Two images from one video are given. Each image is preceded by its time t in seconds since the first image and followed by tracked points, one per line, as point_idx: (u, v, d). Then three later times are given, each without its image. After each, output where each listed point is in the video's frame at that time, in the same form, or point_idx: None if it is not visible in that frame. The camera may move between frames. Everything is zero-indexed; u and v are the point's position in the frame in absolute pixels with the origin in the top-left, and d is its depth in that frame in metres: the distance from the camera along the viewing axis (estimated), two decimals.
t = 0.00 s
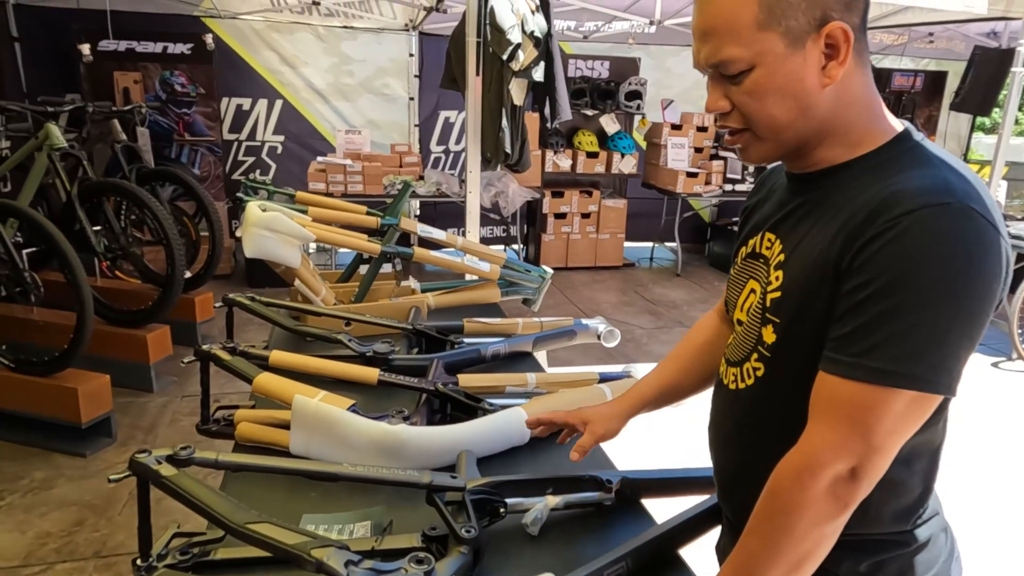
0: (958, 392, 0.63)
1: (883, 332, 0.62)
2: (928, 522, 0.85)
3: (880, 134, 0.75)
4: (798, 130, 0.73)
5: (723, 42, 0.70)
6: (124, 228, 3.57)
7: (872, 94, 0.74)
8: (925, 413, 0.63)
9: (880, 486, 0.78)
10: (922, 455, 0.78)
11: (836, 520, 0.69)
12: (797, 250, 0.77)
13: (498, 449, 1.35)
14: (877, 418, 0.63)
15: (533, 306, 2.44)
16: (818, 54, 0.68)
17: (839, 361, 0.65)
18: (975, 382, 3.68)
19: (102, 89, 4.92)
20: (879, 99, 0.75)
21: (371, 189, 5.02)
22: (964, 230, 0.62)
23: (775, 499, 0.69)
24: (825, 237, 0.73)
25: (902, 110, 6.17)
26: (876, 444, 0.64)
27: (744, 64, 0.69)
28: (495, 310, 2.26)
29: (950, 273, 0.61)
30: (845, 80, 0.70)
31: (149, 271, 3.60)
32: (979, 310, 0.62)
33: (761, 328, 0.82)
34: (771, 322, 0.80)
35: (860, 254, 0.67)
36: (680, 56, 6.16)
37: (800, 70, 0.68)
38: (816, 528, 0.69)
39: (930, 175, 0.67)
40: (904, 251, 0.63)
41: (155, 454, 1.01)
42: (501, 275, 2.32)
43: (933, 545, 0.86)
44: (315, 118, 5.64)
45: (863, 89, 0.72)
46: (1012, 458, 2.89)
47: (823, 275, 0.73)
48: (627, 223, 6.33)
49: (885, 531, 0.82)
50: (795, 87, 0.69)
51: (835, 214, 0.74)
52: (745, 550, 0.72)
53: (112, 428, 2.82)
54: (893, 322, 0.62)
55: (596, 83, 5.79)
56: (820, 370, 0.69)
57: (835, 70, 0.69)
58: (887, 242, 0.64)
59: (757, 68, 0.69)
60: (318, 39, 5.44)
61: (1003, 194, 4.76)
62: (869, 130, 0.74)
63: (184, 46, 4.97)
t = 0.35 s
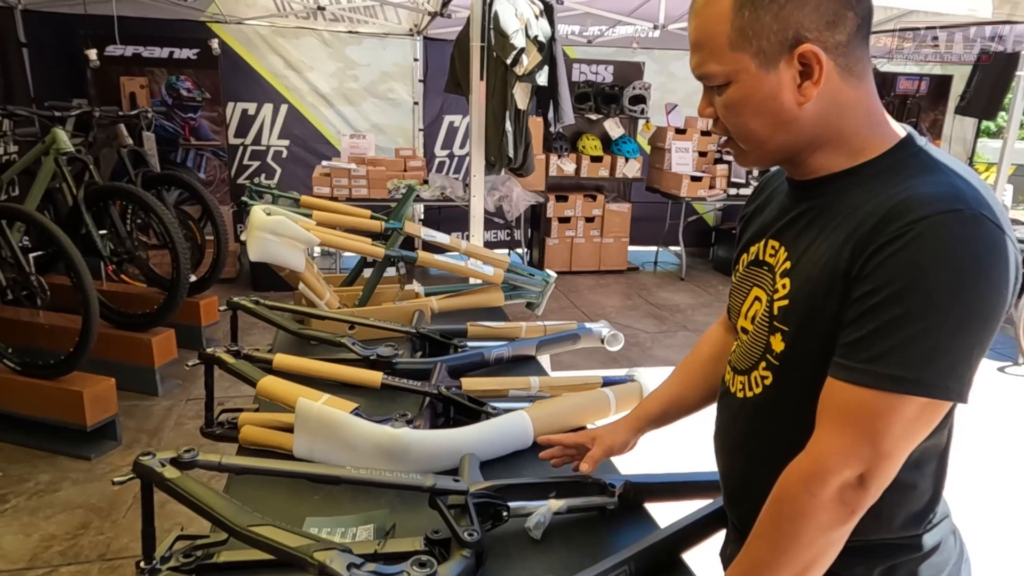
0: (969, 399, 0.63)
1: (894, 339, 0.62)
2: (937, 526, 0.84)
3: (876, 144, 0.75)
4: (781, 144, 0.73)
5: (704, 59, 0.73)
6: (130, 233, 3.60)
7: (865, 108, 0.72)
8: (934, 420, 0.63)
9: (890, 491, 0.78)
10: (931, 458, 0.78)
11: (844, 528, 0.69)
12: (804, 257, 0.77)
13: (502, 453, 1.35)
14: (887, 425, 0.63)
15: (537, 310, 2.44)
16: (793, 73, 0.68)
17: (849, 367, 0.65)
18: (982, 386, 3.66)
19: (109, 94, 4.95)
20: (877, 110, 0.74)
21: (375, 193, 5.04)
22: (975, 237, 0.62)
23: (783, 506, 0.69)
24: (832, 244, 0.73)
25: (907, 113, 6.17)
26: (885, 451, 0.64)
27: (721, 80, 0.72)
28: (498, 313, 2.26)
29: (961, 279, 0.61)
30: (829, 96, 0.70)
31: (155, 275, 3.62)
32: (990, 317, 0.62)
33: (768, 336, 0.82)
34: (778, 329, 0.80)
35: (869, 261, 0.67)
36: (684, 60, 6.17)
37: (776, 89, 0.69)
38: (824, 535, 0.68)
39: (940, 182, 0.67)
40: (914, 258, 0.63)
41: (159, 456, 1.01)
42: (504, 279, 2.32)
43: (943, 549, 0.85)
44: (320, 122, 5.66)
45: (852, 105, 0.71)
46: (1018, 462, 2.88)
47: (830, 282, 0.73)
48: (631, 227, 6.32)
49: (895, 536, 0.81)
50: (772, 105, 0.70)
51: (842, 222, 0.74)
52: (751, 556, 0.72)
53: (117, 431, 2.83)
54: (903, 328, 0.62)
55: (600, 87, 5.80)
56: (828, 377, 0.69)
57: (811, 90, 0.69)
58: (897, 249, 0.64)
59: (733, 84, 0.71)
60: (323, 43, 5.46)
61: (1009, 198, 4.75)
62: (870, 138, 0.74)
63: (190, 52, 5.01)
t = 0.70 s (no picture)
0: (976, 406, 0.63)
1: (901, 345, 0.62)
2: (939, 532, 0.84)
3: (884, 147, 0.74)
4: (784, 140, 0.74)
5: (715, 48, 0.74)
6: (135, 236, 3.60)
7: (875, 111, 0.72)
8: (941, 427, 0.63)
9: (893, 498, 0.77)
10: (934, 465, 0.78)
11: (848, 534, 0.68)
12: (810, 260, 0.77)
13: (504, 456, 1.35)
14: (893, 431, 0.63)
15: (540, 313, 2.42)
16: (798, 70, 0.69)
17: (856, 371, 0.64)
18: (988, 391, 3.64)
19: (115, 98, 4.98)
20: (889, 113, 0.73)
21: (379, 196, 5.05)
22: (984, 243, 0.61)
23: (787, 512, 0.68)
24: (840, 247, 0.73)
25: (912, 116, 6.15)
26: (891, 457, 0.64)
27: (728, 70, 0.73)
28: (501, 316, 2.26)
29: (971, 285, 0.61)
30: (836, 96, 0.70)
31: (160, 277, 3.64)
32: (998, 323, 0.61)
33: (772, 338, 0.81)
34: (784, 332, 0.79)
35: (878, 265, 0.67)
36: (687, 64, 6.17)
37: (778, 83, 0.70)
38: (828, 541, 0.68)
39: (950, 185, 0.67)
40: (923, 262, 0.63)
41: (162, 458, 1.02)
42: (508, 281, 2.32)
43: (945, 554, 0.85)
44: (325, 125, 5.68)
45: (860, 106, 0.71)
46: None
47: (836, 285, 0.72)
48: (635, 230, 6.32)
49: (896, 542, 0.81)
50: (774, 99, 0.71)
51: (849, 225, 0.73)
52: (754, 562, 0.72)
53: (121, 434, 2.83)
54: (912, 334, 0.61)
55: (603, 91, 5.81)
56: (834, 381, 0.69)
57: (815, 88, 0.69)
58: (908, 253, 0.64)
59: (738, 75, 0.72)
60: (328, 47, 5.47)
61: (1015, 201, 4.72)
62: (879, 140, 0.74)
63: (195, 55, 5.03)
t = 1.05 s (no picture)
0: (981, 411, 0.63)
1: (907, 349, 0.62)
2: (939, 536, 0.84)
3: (893, 148, 0.74)
4: (790, 136, 0.74)
5: (726, 44, 0.75)
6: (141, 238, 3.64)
7: (883, 111, 0.71)
8: (946, 431, 0.63)
9: (892, 502, 0.77)
10: (934, 470, 0.77)
11: (850, 537, 0.68)
12: (816, 261, 0.77)
13: (506, 457, 1.35)
14: (898, 436, 0.62)
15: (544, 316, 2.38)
16: (804, 66, 0.69)
17: (860, 375, 0.64)
18: (994, 394, 3.62)
19: (121, 101, 5.01)
20: (898, 114, 0.73)
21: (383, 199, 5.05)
22: (992, 248, 0.61)
23: (791, 515, 0.68)
24: (845, 250, 0.73)
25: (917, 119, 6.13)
26: (896, 461, 0.63)
27: (737, 66, 0.74)
28: (504, 318, 2.27)
29: (977, 291, 0.60)
30: (842, 95, 0.70)
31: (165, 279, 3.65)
32: (1004, 329, 0.61)
33: (776, 338, 0.81)
34: (787, 333, 0.79)
35: (884, 268, 0.67)
36: (692, 67, 6.17)
37: (783, 80, 0.70)
38: (831, 544, 0.68)
39: (957, 188, 0.67)
40: (930, 266, 0.62)
41: (166, 457, 1.02)
42: (511, 284, 2.32)
43: (944, 558, 0.85)
44: (329, 128, 5.70)
45: (866, 106, 0.70)
46: None
47: (841, 287, 0.72)
48: (639, 233, 6.32)
49: (893, 545, 0.81)
50: (780, 95, 0.71)
51: (855, 227, 0.73)
52: (756, 563, 0.72)
53: (126, 435, 2.85)
54: (917, 339, 0.61)
55: (607, 94, 5.82)
56: (837, 383, 0.68)
57: (820, 85, 0.69)
58: (914, 256, 0.64)
59: (746, 71, 0.73)
60: (333, 51, 5.50)
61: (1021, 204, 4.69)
62: (885, 142, 0.73)
63: (202, 59, 5.04)
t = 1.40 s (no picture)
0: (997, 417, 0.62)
1: (921, 355, 0.61)
2: (949, 538, 0.84)
3: (910, 148, 0.73)
4: (804, 132, 0.74)
5: (742, 38, 0.76)
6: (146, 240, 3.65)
7: (899, 108, 0.71)
8: (960, 437, 0.62)
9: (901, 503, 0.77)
10: (942, 472, 0.76)
11: (861, 539, 0.68)
12: (829, 261, 0.77)
13: (510, 458, 1.35)
14: (913, 441, 0.62)
15: (547, 317, 2.42)
16: (819, 60, 0.69)
17: (875, 379, 0.64)
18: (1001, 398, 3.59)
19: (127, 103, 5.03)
20: (915, 113, 0.72)
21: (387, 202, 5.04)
22: (1012, 253, 0.60)
23: (803, 518, 0.69)
24: (860, 252, 0.72)
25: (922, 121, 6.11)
26: (909, 467, 0.63)
27: (753, 60, 0.75)
28: (508, 320, 2.27)
29: (997, 297, 0.59)
30: (857, 91, 0.69)
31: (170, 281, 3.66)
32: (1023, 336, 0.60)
33: (787, 338, 0.81)
34: (799, 333, 0.79)
35: (901, 272, 0.66)
36: (695, 69, 6.17)
37: (798, 73, 0.71)
38: (843, 547, 0.68)
39: (977, 192, 0.66)
40: (948, 271, 0.61)
41: (170, 456, 1.02)
42: (515, 285, 2.32)
43: (952, 560, 0.85)
44: (334, 130, 5.72)
45: (881, 103, 0.70)
46: None
47: (856, 288, 0.72)
48: (643, 235, 6.32)
49: (900, 546, 0.81)
50: (795, 90, 0.72)
51: (871, 228, 0.73)
52: (767, 563, 0.72)
53: (130, 436, 2.85)
54: (932, 345, 0.60)
55: (611, 96, 5.82)
56: (851, 386, 0.68)
57: (835, 80, 0.69)
58: (932, 261, 0.63)
59: (761, 65, 0.74)
60: (337, 54, 5.52)
61: None
62: (900, 141, 0.73)
63: (207, 62, 5.07)
